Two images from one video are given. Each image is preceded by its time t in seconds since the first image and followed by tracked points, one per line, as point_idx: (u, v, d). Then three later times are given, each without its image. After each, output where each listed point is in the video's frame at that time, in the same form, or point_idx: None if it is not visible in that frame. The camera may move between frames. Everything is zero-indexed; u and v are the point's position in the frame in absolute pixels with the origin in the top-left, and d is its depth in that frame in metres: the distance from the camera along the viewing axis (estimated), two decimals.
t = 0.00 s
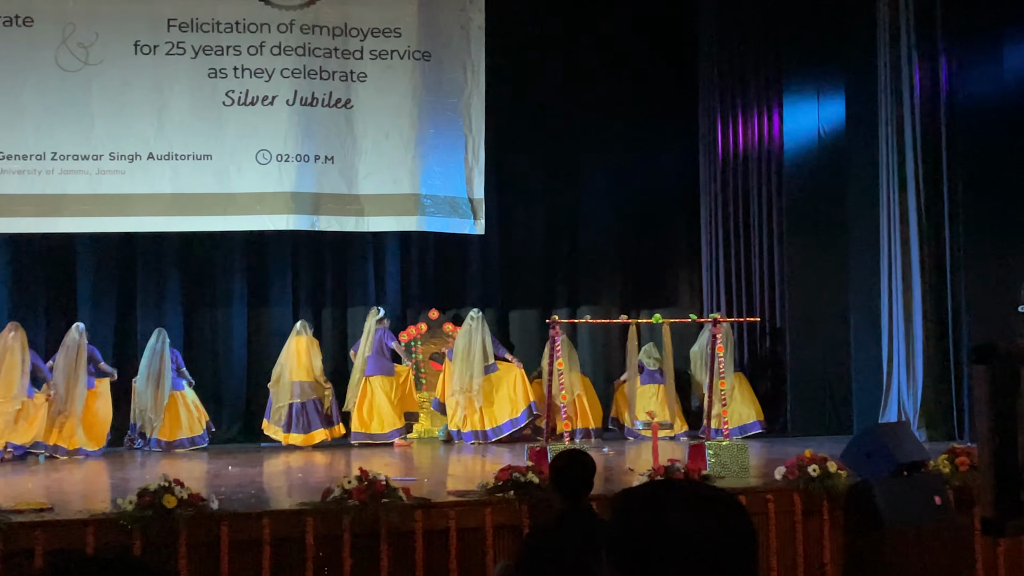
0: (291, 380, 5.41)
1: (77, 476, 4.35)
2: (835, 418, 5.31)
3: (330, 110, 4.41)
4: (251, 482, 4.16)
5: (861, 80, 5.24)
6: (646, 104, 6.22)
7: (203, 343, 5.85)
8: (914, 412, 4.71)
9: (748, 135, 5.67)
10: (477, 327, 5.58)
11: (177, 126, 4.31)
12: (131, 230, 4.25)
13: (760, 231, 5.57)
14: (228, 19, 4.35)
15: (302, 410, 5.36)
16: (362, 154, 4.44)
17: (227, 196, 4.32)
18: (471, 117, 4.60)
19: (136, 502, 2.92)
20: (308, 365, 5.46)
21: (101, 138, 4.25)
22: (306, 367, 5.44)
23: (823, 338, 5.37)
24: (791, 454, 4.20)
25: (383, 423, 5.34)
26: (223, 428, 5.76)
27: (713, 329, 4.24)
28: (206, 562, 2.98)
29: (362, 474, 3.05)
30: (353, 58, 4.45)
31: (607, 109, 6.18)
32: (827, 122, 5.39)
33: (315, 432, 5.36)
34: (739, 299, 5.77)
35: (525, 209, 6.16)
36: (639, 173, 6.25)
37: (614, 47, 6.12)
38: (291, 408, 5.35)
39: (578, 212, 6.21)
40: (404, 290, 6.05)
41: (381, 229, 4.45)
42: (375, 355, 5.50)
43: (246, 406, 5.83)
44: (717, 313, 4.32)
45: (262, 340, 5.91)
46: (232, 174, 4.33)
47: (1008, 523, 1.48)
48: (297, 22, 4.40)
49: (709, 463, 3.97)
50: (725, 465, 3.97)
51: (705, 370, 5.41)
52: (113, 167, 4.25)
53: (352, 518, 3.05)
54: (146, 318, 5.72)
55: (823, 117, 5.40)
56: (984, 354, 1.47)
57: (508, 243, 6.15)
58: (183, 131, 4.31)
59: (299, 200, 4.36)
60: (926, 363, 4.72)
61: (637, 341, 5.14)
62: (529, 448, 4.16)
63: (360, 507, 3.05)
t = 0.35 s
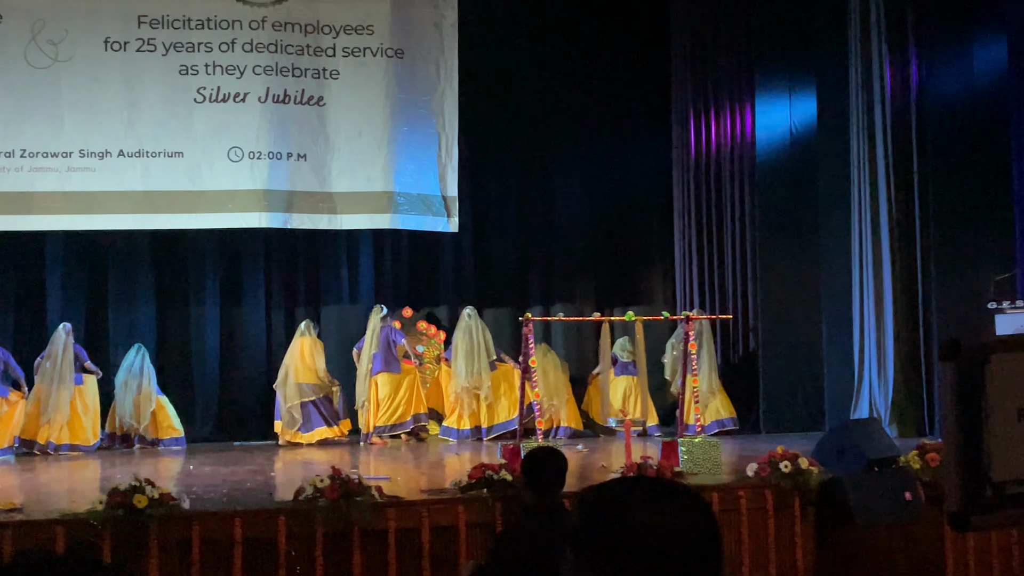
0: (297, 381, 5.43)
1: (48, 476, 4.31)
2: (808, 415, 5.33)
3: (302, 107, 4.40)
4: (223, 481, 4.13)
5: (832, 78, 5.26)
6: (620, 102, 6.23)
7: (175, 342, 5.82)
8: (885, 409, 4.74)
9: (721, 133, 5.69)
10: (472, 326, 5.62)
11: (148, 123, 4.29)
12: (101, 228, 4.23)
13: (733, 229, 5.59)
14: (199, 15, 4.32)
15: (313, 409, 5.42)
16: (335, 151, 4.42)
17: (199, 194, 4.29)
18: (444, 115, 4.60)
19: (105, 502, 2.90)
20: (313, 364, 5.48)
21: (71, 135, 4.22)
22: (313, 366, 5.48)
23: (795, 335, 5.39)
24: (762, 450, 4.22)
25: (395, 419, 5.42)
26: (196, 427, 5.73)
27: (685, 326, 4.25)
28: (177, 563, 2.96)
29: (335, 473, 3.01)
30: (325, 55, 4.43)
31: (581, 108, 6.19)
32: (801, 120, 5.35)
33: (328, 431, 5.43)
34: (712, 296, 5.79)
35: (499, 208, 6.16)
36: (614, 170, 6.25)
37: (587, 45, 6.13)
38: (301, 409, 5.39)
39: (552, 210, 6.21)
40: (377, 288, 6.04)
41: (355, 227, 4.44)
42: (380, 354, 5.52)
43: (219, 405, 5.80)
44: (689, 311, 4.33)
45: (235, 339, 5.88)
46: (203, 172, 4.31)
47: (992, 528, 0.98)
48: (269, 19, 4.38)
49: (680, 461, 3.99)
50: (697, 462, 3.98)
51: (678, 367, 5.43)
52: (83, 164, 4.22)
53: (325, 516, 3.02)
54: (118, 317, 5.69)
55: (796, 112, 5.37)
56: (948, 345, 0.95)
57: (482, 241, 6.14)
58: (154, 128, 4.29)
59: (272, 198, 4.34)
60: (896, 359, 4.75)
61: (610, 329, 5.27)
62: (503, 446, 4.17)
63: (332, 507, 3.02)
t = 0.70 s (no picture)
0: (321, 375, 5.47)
1: (34, 474, 4.29)
2: (796, 413, 5.34)
3: (290, 104, 4.38)
4: (211, 479, 4.12)
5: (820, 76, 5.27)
6: (607, 101, 6.24)
7: (162, 340, 5.80)
8: (873, 406, 4.76)
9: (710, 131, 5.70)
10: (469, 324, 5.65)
11: (135, 119, 4.27)
12: (88, 225, 4.22)
13: (721, 226, 5.60)
14: (187, 11, 4.30)
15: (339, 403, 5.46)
16: (323, 149, 4.41)
17: (186, 191, 4.28)
18: (432, 112, 4.59)
19: (93, 500, 2.86)
20: (336, 358, 5.51)
21: (58, 131, 4.20)
22: (337, 360, 5.51)
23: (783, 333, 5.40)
24: (750, 448, 4.22)
25: (416, 416, 5.44)
26: (184, 425, 5.71)
27: (673, 323, 4.26)
28: (164, 561, 2.95)
29: (325, 472, 2.98)
30: (314, 52, 4.42)
31: (570, 106, 6.19)
32: (788, 118, 5.40)
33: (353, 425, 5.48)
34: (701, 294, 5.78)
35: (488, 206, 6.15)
36: (602, 169, 6.25)
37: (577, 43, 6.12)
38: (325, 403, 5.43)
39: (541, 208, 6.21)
40: (366, 286, 6.03)
41: (342, 224, 4.43)
42: (399, 349, 5.55)
43: (207, 402, 5.78)
44: (678, 308, 4.33)
45: (223, 336, 5.86)
46: (191, 169, 4.30)
47: (986, 524, 0.92)
48: (257, 15, 4.35)
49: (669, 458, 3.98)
50: (686, 459, 3.99)
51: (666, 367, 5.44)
52: (70, 161, 4.20)
53: (312, 514, 3.01)
54: (105, 314, 5.67)
55: (783, 112, 5.41)
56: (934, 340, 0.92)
57: (471, 239, 6.13)
58: (141, 125, 4.28)
59: (260, 195, 4.33)
60: (884, 356, 4.76)
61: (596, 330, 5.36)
62: (492, 442, 4.16)
63: (321, 504, 3.01)
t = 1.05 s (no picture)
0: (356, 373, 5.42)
1: (46, 468, 4.32)
2: (807, 409, 5.35)
3: (302, 100, 4.40)
4: (222, 473, 4.14)
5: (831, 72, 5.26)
6: (618, 98, 6.25)
7: (174, 335, 5.82)
8: (883, 402, 4.76)
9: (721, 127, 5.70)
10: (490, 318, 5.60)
11: (147, 115, 4.29)
12: (101, 220, 4.24)
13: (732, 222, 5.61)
14: (198, 7, 4.31)
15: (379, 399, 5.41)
16: (335, 144, 4.43)
17: (198, 186, 4.30)
18: (443, 108, 4.61)
19: (105, 494, 2.89)
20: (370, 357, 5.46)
21: (70, 127, 4.22)
22: (372, 357, 5.47)
23: (794, 331, 5.40)
24: (760, 444, 4.23)
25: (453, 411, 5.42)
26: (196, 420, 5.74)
27: (683, 319, 4.25)
28: (176, 553, 2.97)
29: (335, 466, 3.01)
30: (325, 48, 4.43)
31: (580, 102, 6.19)
32: (799, 118, 5.36)
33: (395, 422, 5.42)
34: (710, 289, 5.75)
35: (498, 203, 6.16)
36: (613, 165, 6.26)
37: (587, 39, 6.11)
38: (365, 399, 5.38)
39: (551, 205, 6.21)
40: (376, 282, 6.04)
41: (353, 220, 4.45)
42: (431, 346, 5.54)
43: (219, 397, 5.80)
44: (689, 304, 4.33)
45: (233, 332, 5.88)
46: (203, 164, 4.31)
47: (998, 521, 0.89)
48: (269, 11, 4.36)
49: (679, 453, 3.98)
50: (695, 455, 3.98)
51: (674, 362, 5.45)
52: (82, 156, 4.23)
53: (322, 508, 3.03)
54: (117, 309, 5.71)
55: (794, 111, 5.37)
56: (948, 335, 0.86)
57: (481, 235, 6.14)
58: (153, 121, 4.29)
59: (271, 190, 4.34)
60: (894, 353, 4.76)
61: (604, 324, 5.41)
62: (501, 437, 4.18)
63: (330, 498, 3.03)
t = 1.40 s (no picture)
0: (419, 366, 5.51)
1: (86, 458, 4.37)
2: (844, 405, 5.32)
3: (338, 94, 4.41)
4: (258, 465, 4.17)
5: (869, 66, 5.21)
6: (654, 92, 6.21)
7: (211, 328, 5.86)
8: (921, 398, 4.73)
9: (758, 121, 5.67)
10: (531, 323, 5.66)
11: (186, 109, 4.31)
12: (140, 213, 4.27)
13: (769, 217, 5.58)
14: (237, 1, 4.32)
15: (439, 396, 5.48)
16: (371, 138, 4.44)
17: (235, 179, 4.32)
18: (479, 101, 4.60)
19: (143, 485, 2.92)
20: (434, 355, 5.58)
21: (109, 120, 4.26)
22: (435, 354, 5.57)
23: (831, 326, 5.38)
24: (797, 439, 4.21)
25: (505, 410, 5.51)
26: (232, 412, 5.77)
27: (720, 314, 4.23)
28: (213, 543, 2.99)
29: (371, 459, 3.02)
30: (362, 42, 4.43)
31: (617, 96, 6.17)
32: (838, 109, 5.38)
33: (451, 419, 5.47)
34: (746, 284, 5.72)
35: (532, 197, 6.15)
36: (649, 160, 6.23)
37: (624, 33, 6.09)
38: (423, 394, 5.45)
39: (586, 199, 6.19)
40: (411, 276, 6.05)
41: (389, 214, 4.47)
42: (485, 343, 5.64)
43: (255, 390, 5.84)
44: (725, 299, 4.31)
45: (270, 325, 5.91)
46: (241, 158, 4.34)
47: None
48: (306, 5, 4.37)
49: (714, 448, 3.96)
50: (731, 450, 3.96)
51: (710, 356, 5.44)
52: (121, 149, 4.26)
53: (357, 502, 3.05)
54: (155, 302, 5.75)
55: (832, 103, 5.40)
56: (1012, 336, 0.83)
57: (516, 230, 6.14)
58: (192, 114, 4.32)
59: (308, 184, 4.37)
60: (932, 349, 4.72)
61: (642, 319, 5.44)
62: (536, 432, 4.20)
63: (365, 491, 3.05)
